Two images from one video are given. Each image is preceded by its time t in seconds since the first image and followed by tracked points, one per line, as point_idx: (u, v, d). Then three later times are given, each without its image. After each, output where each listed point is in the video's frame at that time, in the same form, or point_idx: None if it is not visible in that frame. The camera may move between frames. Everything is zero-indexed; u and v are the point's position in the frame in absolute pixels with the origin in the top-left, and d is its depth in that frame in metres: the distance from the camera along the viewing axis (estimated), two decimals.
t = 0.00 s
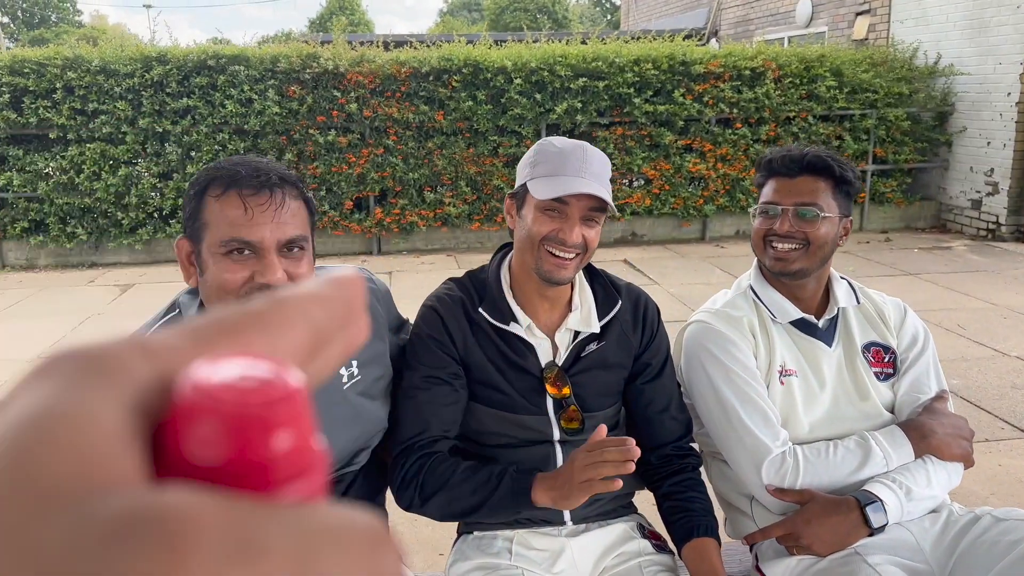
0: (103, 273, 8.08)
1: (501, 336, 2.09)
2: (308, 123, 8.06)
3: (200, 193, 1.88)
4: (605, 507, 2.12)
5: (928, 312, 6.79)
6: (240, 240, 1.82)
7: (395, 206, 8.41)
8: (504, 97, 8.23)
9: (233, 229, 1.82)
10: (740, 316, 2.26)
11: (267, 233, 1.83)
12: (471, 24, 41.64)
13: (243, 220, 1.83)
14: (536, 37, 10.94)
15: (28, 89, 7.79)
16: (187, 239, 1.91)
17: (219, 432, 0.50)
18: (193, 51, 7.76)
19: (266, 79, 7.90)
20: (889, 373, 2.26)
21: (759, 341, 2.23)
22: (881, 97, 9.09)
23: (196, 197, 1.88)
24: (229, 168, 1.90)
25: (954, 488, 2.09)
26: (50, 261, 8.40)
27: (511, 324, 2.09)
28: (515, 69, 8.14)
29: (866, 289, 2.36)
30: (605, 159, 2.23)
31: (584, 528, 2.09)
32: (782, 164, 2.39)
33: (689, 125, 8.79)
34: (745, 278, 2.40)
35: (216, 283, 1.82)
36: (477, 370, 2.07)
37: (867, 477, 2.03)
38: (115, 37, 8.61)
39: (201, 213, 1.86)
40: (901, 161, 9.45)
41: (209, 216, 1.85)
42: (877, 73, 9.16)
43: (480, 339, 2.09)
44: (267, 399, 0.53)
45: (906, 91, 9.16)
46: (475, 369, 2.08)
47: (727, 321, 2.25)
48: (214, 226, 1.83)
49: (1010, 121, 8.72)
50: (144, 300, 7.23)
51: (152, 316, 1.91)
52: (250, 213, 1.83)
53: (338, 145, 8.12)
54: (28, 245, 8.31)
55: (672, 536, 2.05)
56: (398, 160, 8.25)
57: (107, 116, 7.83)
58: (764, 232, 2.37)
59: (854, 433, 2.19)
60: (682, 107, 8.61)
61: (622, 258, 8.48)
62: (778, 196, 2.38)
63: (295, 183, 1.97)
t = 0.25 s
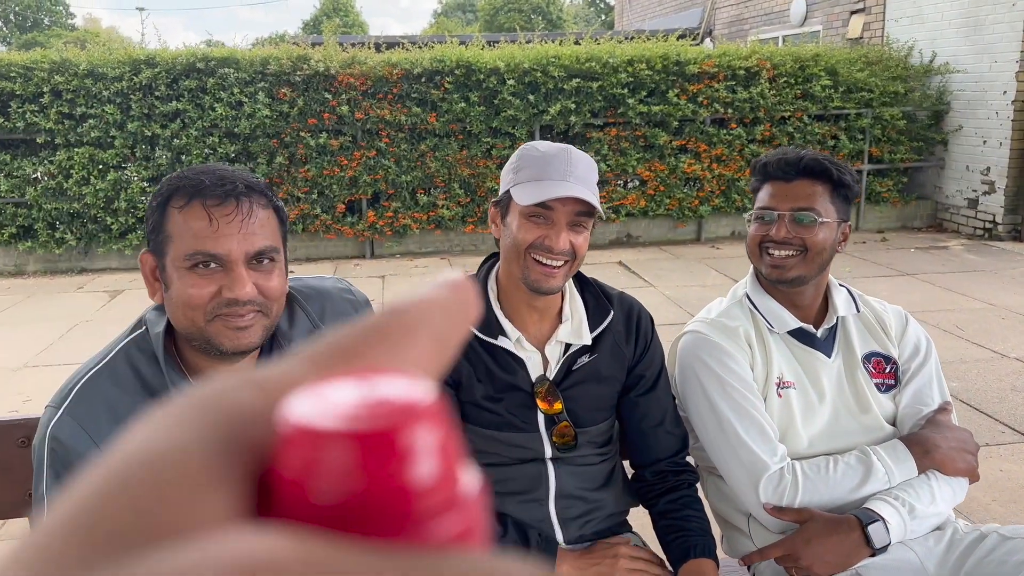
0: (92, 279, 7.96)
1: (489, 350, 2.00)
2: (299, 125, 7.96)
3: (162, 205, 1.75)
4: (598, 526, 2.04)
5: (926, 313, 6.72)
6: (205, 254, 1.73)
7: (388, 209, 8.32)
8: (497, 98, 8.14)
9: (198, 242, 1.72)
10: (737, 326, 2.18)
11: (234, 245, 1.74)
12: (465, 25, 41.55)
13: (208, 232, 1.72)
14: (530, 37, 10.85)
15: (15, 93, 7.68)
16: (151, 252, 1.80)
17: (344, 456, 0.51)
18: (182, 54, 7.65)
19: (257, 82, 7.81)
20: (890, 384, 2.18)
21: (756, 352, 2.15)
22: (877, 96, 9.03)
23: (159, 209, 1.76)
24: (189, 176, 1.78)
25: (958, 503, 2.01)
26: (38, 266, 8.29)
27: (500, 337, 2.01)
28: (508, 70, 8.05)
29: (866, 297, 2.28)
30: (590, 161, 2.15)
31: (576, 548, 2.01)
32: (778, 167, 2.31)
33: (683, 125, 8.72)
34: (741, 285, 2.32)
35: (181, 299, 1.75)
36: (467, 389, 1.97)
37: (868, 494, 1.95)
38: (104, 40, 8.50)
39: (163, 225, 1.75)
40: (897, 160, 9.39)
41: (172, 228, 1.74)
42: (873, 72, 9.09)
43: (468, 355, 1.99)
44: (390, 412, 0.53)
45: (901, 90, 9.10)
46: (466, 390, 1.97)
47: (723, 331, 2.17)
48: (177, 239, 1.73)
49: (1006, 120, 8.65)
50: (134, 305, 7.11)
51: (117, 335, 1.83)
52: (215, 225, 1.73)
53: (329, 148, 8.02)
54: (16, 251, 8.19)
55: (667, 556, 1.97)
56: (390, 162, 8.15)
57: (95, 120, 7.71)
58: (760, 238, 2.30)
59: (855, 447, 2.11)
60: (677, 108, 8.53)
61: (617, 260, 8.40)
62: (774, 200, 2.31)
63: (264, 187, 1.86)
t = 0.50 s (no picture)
0: (76, 281, 7.86)
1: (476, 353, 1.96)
2: (286, 125, 7.88)
3: (132, 198, 1.72)
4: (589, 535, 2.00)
5: (917, 313, 6.70)
6: (174, 250, 1.70)
7: (376, 209, 8.25)
8: (485, 98, 8.09)
9: (166, 238, 1.69)
10: (728, 330, 2.14)
11: (203, 242, 1.72)
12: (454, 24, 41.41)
13: (177, 228, 1.69)
14: (518, 37, 10.79)
15: None
16: (120, 247, 1.76)
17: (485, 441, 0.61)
18: (167, 53, 7.56)
19: (242, 81, 7.72)
20: (885, 388, 2.15)
21: (748, 356, 2.12)
22: (866, 95, 9.03)
23: (128, 203, 1.73)
24: (161, 170, 1.75)
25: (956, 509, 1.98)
26: (21, 268, 8.17)
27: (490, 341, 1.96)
28: (497, 69, 8.00)
29: (860, 300, 2.25)
30: (577, 158, 2.07)
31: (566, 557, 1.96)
32: (766, 169, 2.28)
33: (673, 125, 8.69)
34: (732, 287, 2.29)
35: (149, 296, 1.71)
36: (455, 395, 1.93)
37: (862, 500, 1.91)
38: (89, 39, 8.40)
39: (133, 219, 1.72)
40: (885, 159, 9.40)
41: (141, 223, 1.70)
42: (861, 71, 9.09)
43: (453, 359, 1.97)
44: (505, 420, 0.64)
45: (890, 89, 9.10)
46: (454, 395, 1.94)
47: (714, 335, 2.12)
48: (145, 233, 1.69)
49: (995, 118, 8.66)
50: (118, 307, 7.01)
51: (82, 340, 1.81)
52: (184, 221, 1.70)
53: (317, 148, 7.94)
54: None
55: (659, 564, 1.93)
56: (379, 162, 8.09)
57: (78, 121, 7.61)
58: (750, 242, 2.27)
59: (850, 453, 2.08)
60: (666, 107, 8.50)
61: (607, 260, 8.36)
62: (763, 203, 2.28)
63: (240, 182, 1.84)
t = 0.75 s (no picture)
0: (55, 283, 7.74)
1: (464, 357, 1.92)
2: (269, 124, 7.80)
3: (122, 187, 1.69)
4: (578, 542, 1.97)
5: (901, 312, 6.72)
6: (165, 239, 1.66)
7: (360, 209, 8.19)
8: (471, 97, 8.04)
9: (158, 227, 1.65)
10: (718, 333, 2.11)
11: (196, 232, 1.69)
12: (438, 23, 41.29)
13: (169, 217, 1.66)
14: (503, 36, 10.75)
15: None
16: (109, 237, 1.71)
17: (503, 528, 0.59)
18: (148, 51, 7.46)
19: (225, 80, 7.64)
20: (874, 390, 2.14)
21: (737, 359, 2.09)
22: (850, 94, 9.06)
23: (118, 192, 1.70)
24: (153, 160, 1.73)
25: (949, 512, 1.96)
26: None
27: (477, 347, 1.93)
28: (482, 68, 7.95)
29: (848, 301, 2.24)
30: (523, 168, 2.00)
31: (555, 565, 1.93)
32: (752, 170, 2.25)
33: (658, 124, 8.68)
34: (720, 289, 2.26)
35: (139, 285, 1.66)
36: (442, 401, 1.90)
37: (853, 505, 1.89)
38: (67, 37, 8.27)
39: (123, 208, 1.68)
40: (870, 159, 9.43)
41: (132, 211, 1.67)
42: (845, 71, 9.11)
43: (441, 363, 1.93)
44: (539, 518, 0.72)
45: (873, 89, 9.14)
46: (441, 399, 1.91)
47: (704, 337, 2.09)
48: (136, 221, 1.66)
49: (978, 118, 8.70)
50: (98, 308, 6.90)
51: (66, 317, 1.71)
52: (177, 210, 1.67)
53: (300, 147, 7.87)
54: None
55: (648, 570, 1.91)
56: (363, 162, 8.03)
57: (57, 120, 7.49)
58: (737, 244, 2.23)
59: (841, 456, 2.05)
60: (652, 107, 8.49)
61: (593, 260, 8.33)
62: (750, 204, 2.25)
63: (231, 174, 1.81)
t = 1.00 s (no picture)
0: (34, 283, 7.62)
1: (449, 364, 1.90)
2: (252, 122, 7.73)
3: (114, 188, 1.65)
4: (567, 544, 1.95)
5: (885, 310, 6.76)
6: (159, 242, 1.63)
7: (344, 207, 8.14)
8: (455, 95, 8.01)
9: (152, 229, 1.62)
10: (711, 334, 2.10)
11: (190, 234, 1.65)
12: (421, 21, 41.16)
13: (163, 219, 1.63)
14: (488, 34, 10.71)
15: None
16: (100, 239, 1.68)
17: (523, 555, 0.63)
18: (128, 48, 7.37)
19: (206, 78, 7.56)
20: (864, 392, 2.14)
21: (729, 359, 2.08)
22: (832, 94, 9.10)
23: (110, 193, 1.66)
24: (147, 160, 1.69)
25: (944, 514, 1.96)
26: None
27: (462, 350, 1.90)
28: (466, 66, 7.92)
29: (839, 302, 2.23)
30: (497, 165, 1.97)
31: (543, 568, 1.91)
32: (747, 170, 2.23)
33: (643, 123, 8.69)
34: (711, 288, 2.25)
35: (132, 289, 1.64)
36: (427, 408, 1.88)
37: (846, 507, 1.88)
38: (46, 34, 8.16)
39: (115, 210, 1.65)
40: (852, 157, 9.48)
41: (125, 213, 1.64)
42: (828, 70, 9.15)
43: (425, 367, 1.91)
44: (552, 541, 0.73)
45: (856, 88, 9.19)
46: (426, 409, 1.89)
47: (696, 337, 2.08)
48: (129, 224, 1.63)
49: (959, 117, 8.77)
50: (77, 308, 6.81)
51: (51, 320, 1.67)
52: (172, 212, 1.64)
53: (283, 145, 7.81)
54: None
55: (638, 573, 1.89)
56: (347, 161, 7.98)
57: (36, 118, 7.39)
58: (729, 246, 2.23)
59: (831, 457, 2.05)
60: (636, 105, 8.49)
61: (578, 258, 8.32)
62: (744, 206, 2.23)
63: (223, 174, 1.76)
